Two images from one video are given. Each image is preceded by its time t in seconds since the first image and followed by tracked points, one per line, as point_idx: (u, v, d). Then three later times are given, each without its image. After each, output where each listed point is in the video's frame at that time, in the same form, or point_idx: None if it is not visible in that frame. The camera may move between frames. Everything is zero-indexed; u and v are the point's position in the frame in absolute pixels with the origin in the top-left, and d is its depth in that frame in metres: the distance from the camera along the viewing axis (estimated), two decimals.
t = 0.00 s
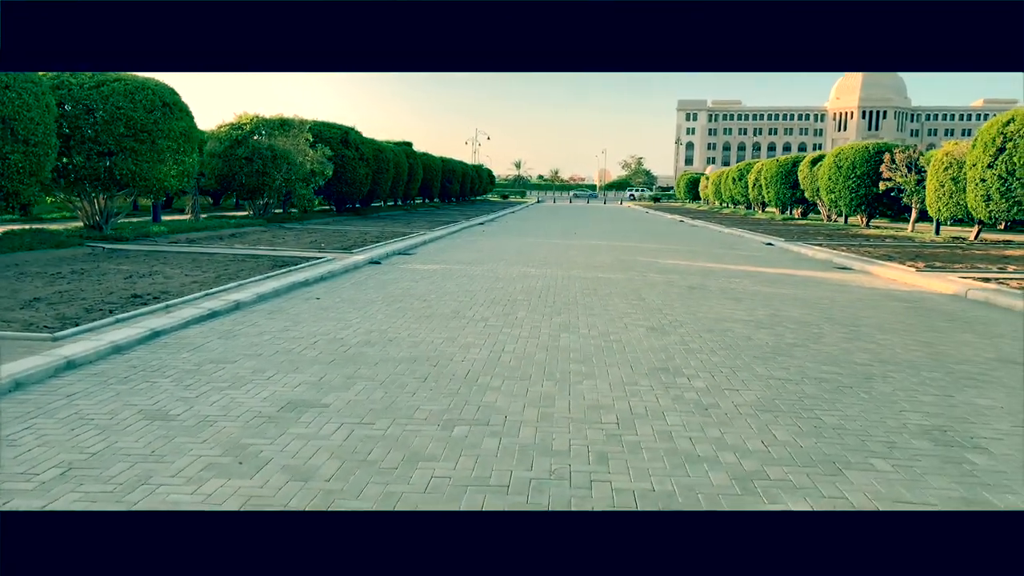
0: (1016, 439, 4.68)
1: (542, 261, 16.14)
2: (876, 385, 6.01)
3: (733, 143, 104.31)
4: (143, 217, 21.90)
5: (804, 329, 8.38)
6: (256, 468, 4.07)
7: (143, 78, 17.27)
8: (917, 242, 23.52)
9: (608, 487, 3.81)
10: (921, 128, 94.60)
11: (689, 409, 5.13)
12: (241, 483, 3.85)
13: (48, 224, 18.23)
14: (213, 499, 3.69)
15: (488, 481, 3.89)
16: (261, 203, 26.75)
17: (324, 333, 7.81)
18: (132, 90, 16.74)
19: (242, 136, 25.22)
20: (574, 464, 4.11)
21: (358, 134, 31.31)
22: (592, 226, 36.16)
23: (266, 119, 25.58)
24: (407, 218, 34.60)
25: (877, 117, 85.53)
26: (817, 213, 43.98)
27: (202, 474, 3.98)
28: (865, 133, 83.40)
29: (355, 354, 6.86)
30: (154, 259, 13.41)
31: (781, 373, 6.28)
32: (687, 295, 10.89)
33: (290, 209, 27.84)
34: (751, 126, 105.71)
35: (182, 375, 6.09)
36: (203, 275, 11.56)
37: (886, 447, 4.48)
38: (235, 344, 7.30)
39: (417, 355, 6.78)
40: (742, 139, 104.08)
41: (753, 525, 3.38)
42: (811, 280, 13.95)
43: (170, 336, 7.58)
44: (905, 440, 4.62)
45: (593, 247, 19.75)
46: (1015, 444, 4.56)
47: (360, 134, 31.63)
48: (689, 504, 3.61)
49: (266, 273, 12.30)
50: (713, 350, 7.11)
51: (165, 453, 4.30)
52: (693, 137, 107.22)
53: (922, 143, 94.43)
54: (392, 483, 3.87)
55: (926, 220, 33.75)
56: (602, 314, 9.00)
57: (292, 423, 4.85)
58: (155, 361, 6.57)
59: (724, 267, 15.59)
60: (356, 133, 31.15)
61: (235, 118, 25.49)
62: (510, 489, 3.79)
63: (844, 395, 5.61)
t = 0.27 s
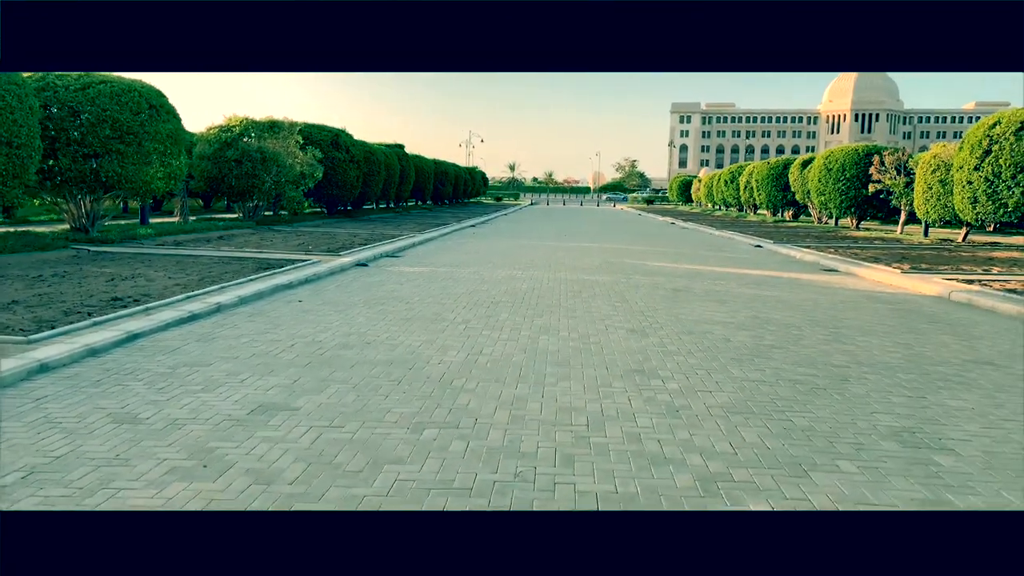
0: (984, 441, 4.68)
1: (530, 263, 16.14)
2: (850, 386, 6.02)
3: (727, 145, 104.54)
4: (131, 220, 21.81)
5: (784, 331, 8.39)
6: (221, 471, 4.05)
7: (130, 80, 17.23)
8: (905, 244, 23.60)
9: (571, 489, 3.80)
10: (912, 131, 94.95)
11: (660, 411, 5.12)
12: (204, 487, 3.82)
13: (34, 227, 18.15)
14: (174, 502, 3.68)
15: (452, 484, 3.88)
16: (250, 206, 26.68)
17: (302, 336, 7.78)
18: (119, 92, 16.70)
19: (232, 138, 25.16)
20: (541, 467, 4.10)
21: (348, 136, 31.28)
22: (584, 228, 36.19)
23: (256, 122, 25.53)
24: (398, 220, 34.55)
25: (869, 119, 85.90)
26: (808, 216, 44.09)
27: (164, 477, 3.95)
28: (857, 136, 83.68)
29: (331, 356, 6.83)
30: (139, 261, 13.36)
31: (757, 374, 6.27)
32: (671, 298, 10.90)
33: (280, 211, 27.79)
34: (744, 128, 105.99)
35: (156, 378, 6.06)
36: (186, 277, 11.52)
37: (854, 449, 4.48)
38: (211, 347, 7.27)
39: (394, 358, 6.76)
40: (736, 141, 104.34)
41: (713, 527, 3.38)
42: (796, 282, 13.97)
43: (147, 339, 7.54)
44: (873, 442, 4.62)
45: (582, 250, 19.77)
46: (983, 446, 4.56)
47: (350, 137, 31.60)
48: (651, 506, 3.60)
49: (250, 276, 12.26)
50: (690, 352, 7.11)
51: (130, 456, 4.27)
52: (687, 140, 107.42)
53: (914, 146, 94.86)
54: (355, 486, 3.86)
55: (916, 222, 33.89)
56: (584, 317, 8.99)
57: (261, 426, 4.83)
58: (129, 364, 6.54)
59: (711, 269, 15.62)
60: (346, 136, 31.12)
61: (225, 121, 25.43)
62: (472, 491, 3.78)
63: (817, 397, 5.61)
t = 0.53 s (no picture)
0: (954, 441, 4.69)
1: (519, 262, 16.13)
2: (826, 386, 6.02)
3: (723, 143, 104.57)
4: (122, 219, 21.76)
5: (766, 330, 8.39)
6: (187, 472, 4.04)
7: (119, 78, 17.18)
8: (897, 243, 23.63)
9: (536, 491, 3.79)
10: (908, 129, 95.10)
11: (634, 411, 5.12)
12: (168, 489, 3.82)
13: (24, 225, 18.10)
14: (138, 503, 3.67)
15: (418, 486, 3.87)
16: (243, 204, 26.64)
17: (284, 335, 7.77)
18: (107, 91, 16.65)
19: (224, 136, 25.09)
20: (509, 468, 4.10)
21: (341, 134, 31.23)
22: (577, 226, 36.21)
23: (248, 120, 25.47)
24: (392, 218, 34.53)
25: (865, 117, 85.98)
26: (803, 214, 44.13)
27: (129, 479, 3.95)
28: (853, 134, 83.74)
29: (310, 356, 6.82)
30: (126, 260, 13.32)
31: (735, 374, 6.28)
32: (657, 297, 10.90)
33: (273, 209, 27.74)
34: (740, 126, 106.05)
35: (132, 378, 6.05)
36: (172, 276, 11.49)
37: (823, 450, 4.48)
38: (191, 347, 7.25)
39: (372, 358, 6.75)
40: (732, 139, 104.37)
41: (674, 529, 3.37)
42: (784, 280, 13.99)
43: (127, 339, 7.53)
44: (844, 442, 4.62)
45: (573, 248, 19.78)
46: (953, 447, 4.57)
47: (344, 135, 31.55)
48: (615, 508, 3.60)
49: (237, 274, 12.24)
50: (670, 351, 7.10)
51: (98, 457, 4.27)
52: (683, 138, 107.42)
53: (910, 144, 95.04)
54: (321, 487, 3.85)
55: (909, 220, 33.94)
56: (567, 316, 8.99)
57: (232, 426, 4.83)
58: (107, 364, 6.53)
59: (699, 268, 15.64)
60: (339, 134, 31.08)
61: (217, 119, 25.36)
62: (437, 494, 3.77)
63: (792, 397, 5.61)
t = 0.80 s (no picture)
0: (926, 442, 4.70)
1: (508, 264, 16.09)
2: (803, 387, 6.03)
3: (717, 145, 104.66)
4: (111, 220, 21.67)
5: (749, 332, 8.38)
6: (154, 474, 4.02)
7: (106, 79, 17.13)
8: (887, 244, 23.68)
9: (503, 493, 3.78)
10: (901, 131, 95.36)
11: (609, 413, 5.12)
12: (133, 491, 3.79)
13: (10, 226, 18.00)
14: (102, 506, 3.65)
15: (384, 488, 3.86)
16: (233, 205, 26.56)
17: (264, 337, 7.73)
18: (95, 91, 16.59)
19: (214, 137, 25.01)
20: (478, 470, 4.09)
21: (332, 135, 31.19)
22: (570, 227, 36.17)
23: (238, 120, 25.40)
24: (384, 220, 34.45)
25: (859, 119, 86.19)
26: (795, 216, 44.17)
27: (95, 482, 3.92)
28: (847, 136, 83.90)
29: (289, 358, 6.79)
30: (111, 262, 13.24)
31: (713, 376, 6.27)
32: (642, 298, 10.89)
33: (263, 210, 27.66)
34: (734, 128, 106.19)
35: (108, 381, 6.01)
36: (156, 278, 11.44)
37: (794, 451, 4.48)
38: (170, 349, 7.21)
39: (351, 360, 6.72)
40: (726, 141, 104.49)
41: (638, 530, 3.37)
42: (772, 282, 13.99)
43: (106, 342, 7.48)
44: (816, 444, 4.62)
45: (563, 250, 19.74)
46: (923, 448, 4.58)
47: (335, 136, 31.49)
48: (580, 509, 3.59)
49: (222, 276, 12.18)
50: (650, 353, 7.09)
51: (65, 460, 4.23)
52: (678, 140, 107.49)
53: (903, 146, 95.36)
54: (287, 490, 3.84)
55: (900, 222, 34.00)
56: (551, 318, 8.97)
57: (203, 429, 4.80)
58: (84, 367, 6.49)
59: (688, 270, 15.63)
60: (330, 135, 31.02)
61: (207, 120, 25.28)
62: (403, 496, 3.75)
63: (768, 399, 5.62)
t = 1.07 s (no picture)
0: (894, 442, 4.73)
1: (497, 266, 16.11)
2: (777, 388, 6.06)
3: (712, 147, 104.85)
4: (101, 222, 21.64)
5: (729, 333, 8.41)
6: (122, 475, 4.03)
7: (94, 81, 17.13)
8: (877, 246, 23.77)
9: (468, 493, 3.80)
10: (895, 134, 95.66)
11: (582, 413, 5.15)
12: (99, 492, 3.80)
13: None
14: (67, 507, 3.66)
15: (350, 488, 3.87)
16: (224, 207, 26.56)
17: (245, 339, 7.74)
18: (83, 93, 16.58)
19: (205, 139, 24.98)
20: (445, 470, 4.11)
21: (324, 137, 31.19)
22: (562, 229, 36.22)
23: (230, 122, 25.38)
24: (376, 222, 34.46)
25: (853, 122, 86.46)
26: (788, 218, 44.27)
27: (62, 483, 3.93)
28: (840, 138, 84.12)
29: (268, 360, 6.79)
30: (98, 263, 13.23)
31: (689, 377, 6.30)
32: (627, 300, 10.92)
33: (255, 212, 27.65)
34: (729, 131, 106.40)
35: (84, 382, 6.01)
36: (142, 280, 11.43)
37: (762, 450, 4.51)
38: (149, 351, 7.21)
39: (329, 362, 6.73)
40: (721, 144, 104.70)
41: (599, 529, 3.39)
42: (758, 284, 14.03)
43: (86, 343, 7.46)
44: (785, 443, 4.65)
45: (553, 252, 19.76)
46: (891, 447, 4.61)
47: (327, 138, 31.48)
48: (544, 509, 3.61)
49: (209, 278, 12.18)
50: (629, 354, 7.12)
51: (34, 461, 4.24)
52: (673, 142, 107.64)
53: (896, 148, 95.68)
54: (254, 490, 3.85)
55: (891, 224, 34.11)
56: (533, 319, 8.99)
57: (175, 429, 4.81)
58: (62, 368, 6.48)
59: (676, 271, 15.66)
60: (322, 137, 31.02)
61: (198, 122, 25.25)
62: (368, 496, 3.76)
63: (741, 399, 5.65)
